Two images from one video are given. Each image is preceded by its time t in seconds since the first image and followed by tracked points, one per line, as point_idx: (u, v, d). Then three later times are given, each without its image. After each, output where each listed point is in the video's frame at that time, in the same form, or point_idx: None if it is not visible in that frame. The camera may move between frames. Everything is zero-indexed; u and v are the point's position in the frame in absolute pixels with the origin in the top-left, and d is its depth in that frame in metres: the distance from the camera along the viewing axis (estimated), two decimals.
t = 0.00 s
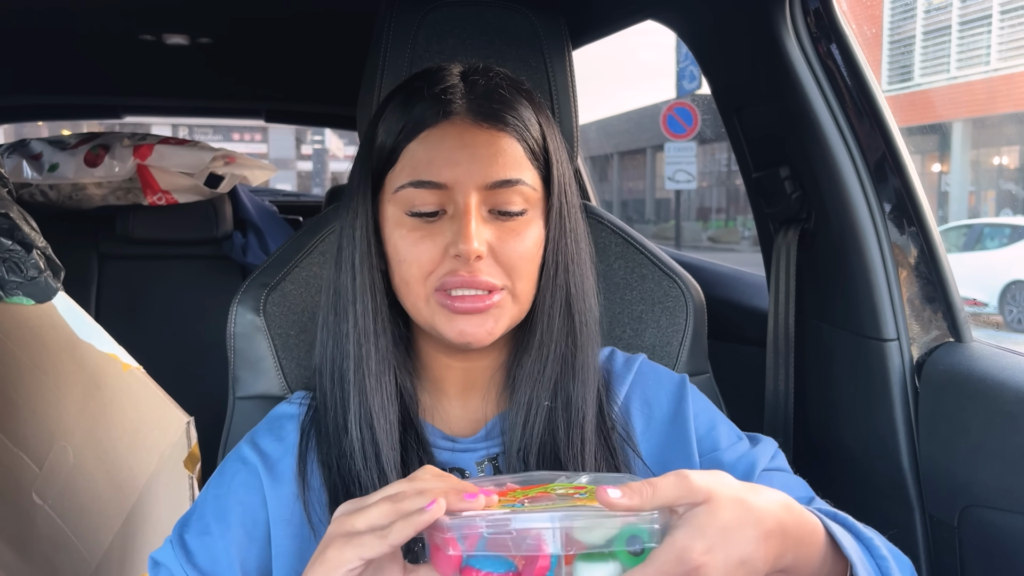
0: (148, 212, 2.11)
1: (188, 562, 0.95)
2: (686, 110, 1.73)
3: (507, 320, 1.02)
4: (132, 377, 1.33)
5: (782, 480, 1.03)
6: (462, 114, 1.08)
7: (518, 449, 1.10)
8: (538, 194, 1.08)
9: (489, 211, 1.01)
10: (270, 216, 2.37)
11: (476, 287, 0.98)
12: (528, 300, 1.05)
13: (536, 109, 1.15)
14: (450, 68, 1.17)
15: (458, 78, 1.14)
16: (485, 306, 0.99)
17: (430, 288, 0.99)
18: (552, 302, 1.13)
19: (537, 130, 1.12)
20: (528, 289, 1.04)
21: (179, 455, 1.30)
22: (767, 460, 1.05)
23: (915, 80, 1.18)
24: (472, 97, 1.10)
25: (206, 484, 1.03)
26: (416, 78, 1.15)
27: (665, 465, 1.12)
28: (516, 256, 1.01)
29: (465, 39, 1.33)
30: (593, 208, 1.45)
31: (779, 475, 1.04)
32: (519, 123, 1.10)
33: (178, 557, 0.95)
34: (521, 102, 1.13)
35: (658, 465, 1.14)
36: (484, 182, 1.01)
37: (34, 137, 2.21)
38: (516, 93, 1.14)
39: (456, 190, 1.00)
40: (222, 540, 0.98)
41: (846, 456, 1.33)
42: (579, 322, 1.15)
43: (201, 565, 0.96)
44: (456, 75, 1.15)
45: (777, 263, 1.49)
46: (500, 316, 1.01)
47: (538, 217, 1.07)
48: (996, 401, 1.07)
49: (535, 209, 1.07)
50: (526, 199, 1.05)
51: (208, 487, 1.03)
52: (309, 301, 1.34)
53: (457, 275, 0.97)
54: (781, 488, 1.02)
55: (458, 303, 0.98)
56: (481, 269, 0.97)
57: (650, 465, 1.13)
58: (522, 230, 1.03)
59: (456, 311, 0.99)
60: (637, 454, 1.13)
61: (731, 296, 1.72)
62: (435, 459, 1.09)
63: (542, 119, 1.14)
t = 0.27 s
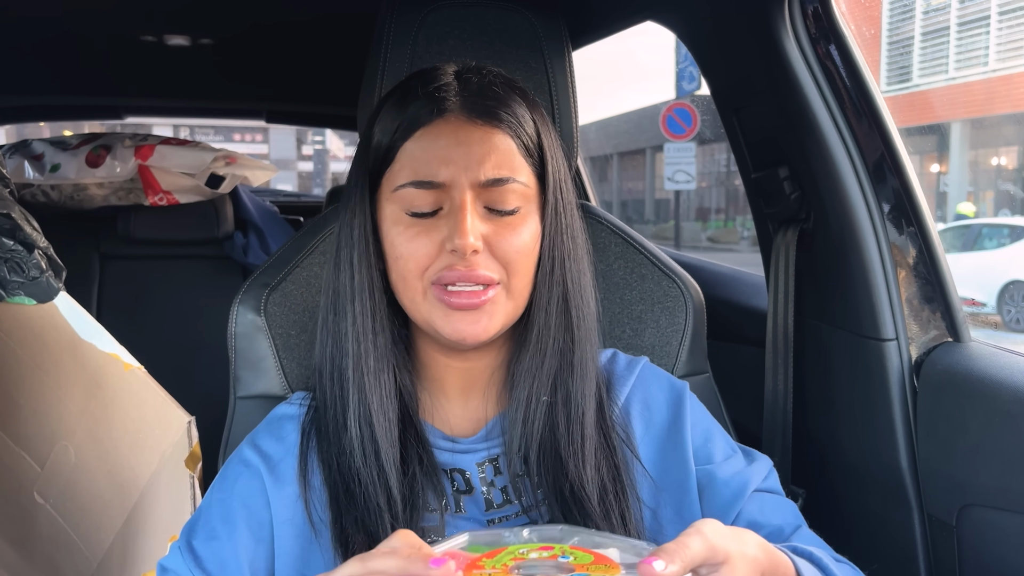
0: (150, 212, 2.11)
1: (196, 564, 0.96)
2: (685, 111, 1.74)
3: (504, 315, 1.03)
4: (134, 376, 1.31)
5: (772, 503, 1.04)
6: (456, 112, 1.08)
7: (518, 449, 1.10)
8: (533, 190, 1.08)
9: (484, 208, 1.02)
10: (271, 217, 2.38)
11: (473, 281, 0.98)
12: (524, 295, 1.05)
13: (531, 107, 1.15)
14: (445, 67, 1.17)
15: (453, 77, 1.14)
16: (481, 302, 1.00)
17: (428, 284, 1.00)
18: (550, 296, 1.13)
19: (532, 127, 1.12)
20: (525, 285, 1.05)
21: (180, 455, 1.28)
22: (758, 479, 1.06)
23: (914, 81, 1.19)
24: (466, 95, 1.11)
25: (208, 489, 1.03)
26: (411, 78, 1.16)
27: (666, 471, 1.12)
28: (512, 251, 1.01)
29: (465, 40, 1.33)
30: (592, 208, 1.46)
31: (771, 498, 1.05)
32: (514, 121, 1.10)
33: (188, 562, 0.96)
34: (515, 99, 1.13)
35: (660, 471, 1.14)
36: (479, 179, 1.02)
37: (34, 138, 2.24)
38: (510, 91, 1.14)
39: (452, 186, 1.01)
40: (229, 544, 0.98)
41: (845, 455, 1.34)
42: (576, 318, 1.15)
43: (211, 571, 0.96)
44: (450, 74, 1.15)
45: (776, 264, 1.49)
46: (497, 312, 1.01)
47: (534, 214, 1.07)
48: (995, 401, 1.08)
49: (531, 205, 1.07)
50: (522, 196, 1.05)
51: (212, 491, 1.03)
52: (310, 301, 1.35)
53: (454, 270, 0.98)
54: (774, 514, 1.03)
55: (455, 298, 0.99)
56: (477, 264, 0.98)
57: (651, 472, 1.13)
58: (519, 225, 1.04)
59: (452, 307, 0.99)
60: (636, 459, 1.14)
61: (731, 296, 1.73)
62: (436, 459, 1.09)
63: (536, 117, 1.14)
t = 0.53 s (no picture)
0: (151, 212, 2.11)
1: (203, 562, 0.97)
2: (685, 112, 1.75)
3: (503, 312, 1.02)
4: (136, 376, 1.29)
5: (763, 519, 1.07)
6: (433, 112, 1.09)
7: (516, 446, 1.11)
8: (518, 180, 1.10)
9: (473, 202, 1.03)
10: (272, 217, 2.38)
11: (471, 280, 0.98)
12: (520, 290, 1.05)
13: (506, 100, 1.16)
14: (416, 72, 1.17)
15: (424, 81, 1.15)
16: (480, 299, 0.99)
17: (429, 287, 1.00)
18: (540, 285, 1.14)
19: (512, 122, 1.14)
20: (519, 279, 1.05)
21: (181, 454, 1.25)
22: (751, 494, 1.08)
23: (912, 82, 1.19)
24: (441, 94, 1.12)
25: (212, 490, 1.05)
26: (385, 87, 1.16)
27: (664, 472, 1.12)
28: (505, 244, 1.02)
29: (465, 41, 1.34)
30: (591, 209, 1.46)
31: (760, 514, 1.07)
32: (493, 115, 1.11)
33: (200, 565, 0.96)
34: (491, 94, 1.14)
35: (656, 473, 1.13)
36: (463, 175, 1.03)
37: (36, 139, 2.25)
38: (484, 86, 1.15)
39: (440, 187, 1.02)
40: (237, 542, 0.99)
41: (845, 455, 1.34)
42: (564, 300, 1.16)
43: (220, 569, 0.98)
44: (421, 78, 1.16)
45: (775, 262, 1.49)
46: (496, 309, 1.01)
47: (523, 203, 1.08)
48: (993, 401, 1.08)
49: (518, 196, 1.08)
50: (507, 188, 1.07)
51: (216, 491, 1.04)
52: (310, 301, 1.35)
53: (454, 271, 0.97)
54: (764, 530, 1.05)
55: (454, 299, 0.98)
56: (475, 261, 0.98)
57: (647, 473, 1.13)
58: (509, 217, 1.04)
59: (452, 307, 0.99)
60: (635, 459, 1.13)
61: (730, 296, 1.73)
62: (435, 460, 1.09)
63: (513, 112, 1.15)
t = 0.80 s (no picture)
0: (153, 213, 2.12)
1: (218, 551, 0.99)
2: (684, 112, 1.74)
3: (502, 315, 1.02)
4: (136, 375, 1.29)
5: (762, 522, 1.08)
6: (434, 114, 1.10)
7: (513, 447, 1.11)
8: (518, 183, 1.10)
9: (473, 205, 1.03)
10: (273, 217, 2.39)
11: (469, 283, 0.98)
12: (520, 292, 1.05)
13: (507, 102, 1.16)
14: (419, 72, 1.18)
15: (425, 82, 1.15)
16: (476, 299, 0.99)
17: (426, 288, 1.00)
18: (540, 288, 1.14)
19: (512, 126, 1.14)
20: (519, 281, 1.05)
21: (181, 454, 1.26)
22: (751, 496, 1.09)
23: (911, 83, 1.20)
24: (443, 97, 1.12)
25: (220, 482, 1.06)
26: (387, 86, 1.17)
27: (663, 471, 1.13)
28: (505, 247, 1.02)
29: (465, 41, 1.34)
30: (591, 209, 1.47)
31: (760, 516, 1.08)
32: (494, 118, 1.12)
33: (213, 553, 0.97)
34: (493, 97, 1.15)
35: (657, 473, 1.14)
36: (463, 178, 1.04)
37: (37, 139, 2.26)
38: (486, 89, 1.15)
39: (440, 189, 1.03)
40: (249, 531, 1.01)
41: (844, 455, 1.35)
42: (565, 307, 1.16)
43: (237, 557, 0.99)
44: (423, 78, 1.16)
45: (774, 264, 1.49)
46: (495, 311, 1.01)
47: (522, 207, 1.08)
48: (992, 400, 1.09)
49: (519, 199, 1.09)
50: (507, 191, 1.07)
51: (222, 486, 1.05)
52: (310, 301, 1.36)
53: (451, 275, 0.97)
54: (762, 531, 1.06)
55: (451, 301, 0.98)
56: (473, 265, 0.98)
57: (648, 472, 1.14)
58: (508, 220, 1.04)
59: (449, 309, 0.99)
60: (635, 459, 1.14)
61: (729, 296, 1.74)
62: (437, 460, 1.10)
63: (514, 113, 1.16)
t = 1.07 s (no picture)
0: (154, 213, 2.12)
1: (207, 543, 0.98)
2: (683, 113, 1.73)
3: (499, 322, 1.04)
4: (138, 375, 1.28)
5: (760, 521, 1.08)
6: (439, 127, 1.09)
7: (512, 447, 1.11)
8: (519, 199, 1.09)
9: (472, 220, 1.03)
10: (274, 217, 2.39)
11: (465, 294, 1.00)
12: (517, 301, 1.07)
13: (513, 113, 1.15)
14: (425, 76, 1.18)
15: (432, 89, 1.15)
16: (478, 311, 1.02)
17: (421, 297, 1.01)
18: (543, 300, 1.14)
19: (515, 136, 1.13)
20: (517, 292, 1.06)
21: (182, 454, 1.24)
22: (749, 496, 1.09)
23: (909, 83, 1.20)
24: (447, 109, 1.11)
25: (217, 476, 1.06)
26: (392, 87, 1.17)
27: (660, 471, 1.13)
28: (502, 261, 1.03)
29: (465, 42, 1.35)
30: (591, 209, 1.48)
31: (757, 515, 1.09)
32: (497, 131, 1.10)
33: (204, 546, 0.97)
34: (497, 108, 1.13)
35: (654, 472, 1.14)
36: (462, 195, 1.03)
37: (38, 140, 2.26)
38: (491, 99, 1.14)
39: (438, 205, 1.02)
40: (241, 524, 1.01)
41: (842, 454, 1.35)
42: (569, 318, 1.17)
43: (224, 548, 0.99)
44: (430, 85, 1.15)
45: (772, 265, 1.50)
46: (489, 322, 1.03)
47: (522, 220, 1.09)
48: (989, 399, 1.09)
49: (518, 213, 1.08)
50: (508, 205, 1.06)
51: (221, 478, 1.05)
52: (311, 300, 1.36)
53: (446, 286, 0.99)
54: (761, 531, 1.07)
55: (448, 313, 1.00)
56: (469, 278, 1.00)
57: (645, 472, 1.14)
58: (507, 233, 1.05)
59: (446, 320, 1.01)
60: (632, 459, 1.15)
61: (728, 296, 1.75)
62: (434, 459, 1.10)
63: (519, 123, 1.14)
